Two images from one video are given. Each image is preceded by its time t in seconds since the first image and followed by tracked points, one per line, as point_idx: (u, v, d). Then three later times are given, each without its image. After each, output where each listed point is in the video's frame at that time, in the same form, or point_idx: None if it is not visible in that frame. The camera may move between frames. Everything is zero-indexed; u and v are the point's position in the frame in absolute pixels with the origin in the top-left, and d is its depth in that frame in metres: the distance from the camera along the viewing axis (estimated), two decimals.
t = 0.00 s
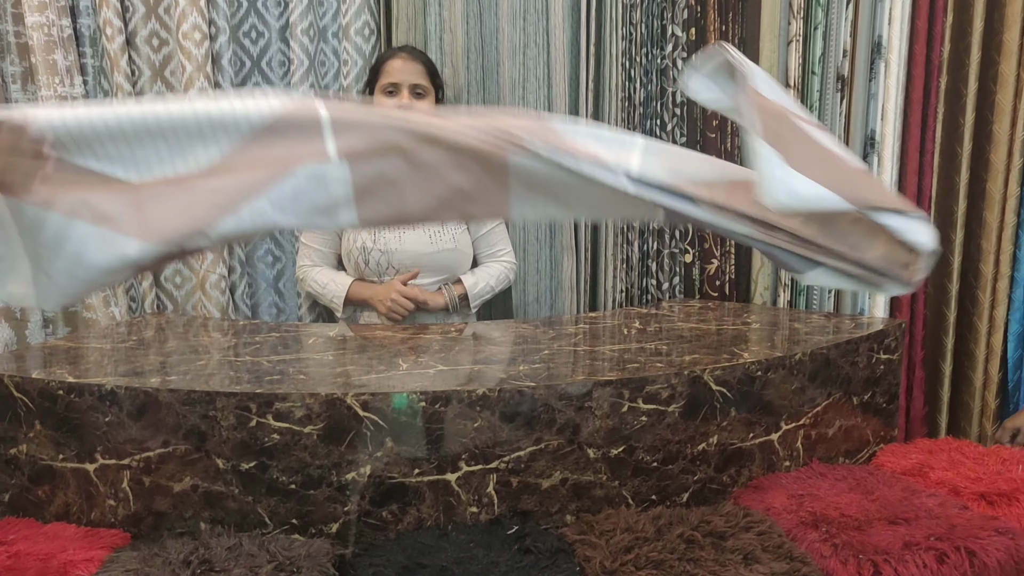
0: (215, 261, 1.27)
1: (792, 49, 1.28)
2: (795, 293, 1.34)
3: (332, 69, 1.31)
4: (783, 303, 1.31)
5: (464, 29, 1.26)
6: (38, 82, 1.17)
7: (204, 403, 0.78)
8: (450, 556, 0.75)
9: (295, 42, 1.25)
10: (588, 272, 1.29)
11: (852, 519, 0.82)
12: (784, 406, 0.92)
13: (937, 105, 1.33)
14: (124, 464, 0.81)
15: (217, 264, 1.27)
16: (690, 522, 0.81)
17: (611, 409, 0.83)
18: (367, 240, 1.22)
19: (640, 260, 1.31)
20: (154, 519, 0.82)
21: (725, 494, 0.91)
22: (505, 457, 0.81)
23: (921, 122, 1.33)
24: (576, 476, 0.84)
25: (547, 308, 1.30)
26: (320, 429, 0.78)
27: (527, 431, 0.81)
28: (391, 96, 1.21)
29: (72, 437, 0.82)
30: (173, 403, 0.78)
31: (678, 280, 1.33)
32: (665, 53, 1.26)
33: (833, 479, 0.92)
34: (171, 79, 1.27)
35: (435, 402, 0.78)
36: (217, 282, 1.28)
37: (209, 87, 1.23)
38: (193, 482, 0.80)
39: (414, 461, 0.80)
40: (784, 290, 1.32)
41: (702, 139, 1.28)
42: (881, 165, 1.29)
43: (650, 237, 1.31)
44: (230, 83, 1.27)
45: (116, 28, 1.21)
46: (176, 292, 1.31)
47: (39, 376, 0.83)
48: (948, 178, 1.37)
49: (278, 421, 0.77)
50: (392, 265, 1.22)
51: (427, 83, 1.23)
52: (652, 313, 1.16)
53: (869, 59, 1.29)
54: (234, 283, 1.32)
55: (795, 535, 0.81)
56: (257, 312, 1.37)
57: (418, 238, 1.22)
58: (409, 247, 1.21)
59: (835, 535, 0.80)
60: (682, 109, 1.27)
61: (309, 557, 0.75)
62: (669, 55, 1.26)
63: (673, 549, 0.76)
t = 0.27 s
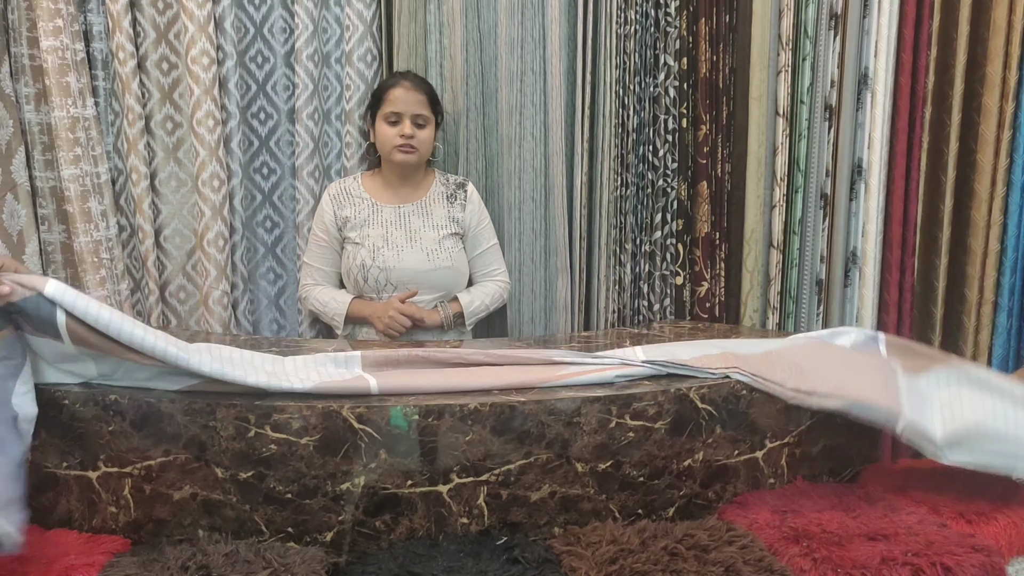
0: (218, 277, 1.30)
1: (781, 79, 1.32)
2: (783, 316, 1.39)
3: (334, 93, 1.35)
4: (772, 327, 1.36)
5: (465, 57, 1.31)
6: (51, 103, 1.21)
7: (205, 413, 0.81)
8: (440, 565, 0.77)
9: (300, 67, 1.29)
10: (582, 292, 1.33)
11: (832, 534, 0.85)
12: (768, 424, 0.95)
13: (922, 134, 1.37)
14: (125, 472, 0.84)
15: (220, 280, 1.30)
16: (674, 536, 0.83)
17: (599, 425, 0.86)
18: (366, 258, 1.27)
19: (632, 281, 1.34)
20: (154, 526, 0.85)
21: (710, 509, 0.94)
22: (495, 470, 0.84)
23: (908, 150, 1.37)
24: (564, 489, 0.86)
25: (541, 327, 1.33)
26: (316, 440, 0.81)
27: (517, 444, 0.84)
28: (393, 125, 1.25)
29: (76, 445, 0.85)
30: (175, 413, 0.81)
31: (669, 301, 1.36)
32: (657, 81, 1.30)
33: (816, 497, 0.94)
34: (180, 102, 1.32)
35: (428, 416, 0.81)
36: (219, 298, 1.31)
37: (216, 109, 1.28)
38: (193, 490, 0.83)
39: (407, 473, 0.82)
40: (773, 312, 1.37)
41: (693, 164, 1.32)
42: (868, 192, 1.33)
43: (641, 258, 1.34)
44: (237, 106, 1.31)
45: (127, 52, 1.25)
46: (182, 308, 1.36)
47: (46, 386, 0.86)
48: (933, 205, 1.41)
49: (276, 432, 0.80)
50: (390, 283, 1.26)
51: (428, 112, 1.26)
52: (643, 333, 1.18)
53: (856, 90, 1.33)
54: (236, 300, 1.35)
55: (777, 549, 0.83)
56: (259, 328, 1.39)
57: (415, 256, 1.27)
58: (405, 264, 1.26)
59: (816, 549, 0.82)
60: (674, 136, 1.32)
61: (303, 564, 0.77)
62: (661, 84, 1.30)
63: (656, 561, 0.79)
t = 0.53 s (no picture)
0: (216, 282, 1.32)
1: (771, 87, 1.34)
2: (775, 319, 1.40)
3: (332, 101, 1.38)
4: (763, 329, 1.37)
5: (461, 67, 1.33)
6: (57, 112, 1.23)
7: (205, 415, 0.83)
8: (437, 562, 0.79)
9: (298, 76, 1.32)
10: (577, 296, 1.35)
11: (821, 531, 0.86)
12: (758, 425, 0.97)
13: (910, 140, 1.39)
14: (127, 472, 0.85)
15: (218, 285, 1.32)
16: (666, 533, 0.85)
17: (592, 424, 0.88)
18: (364, 262, 1.26)
19: (626, 285, 1.36)
20: (155, 526, 0.86)
21: (701, 508, 0.95)
22: (490, 469, 0.86)
23: (896, 157, 1.40)
24: (558, 488, 0.88)
25: (536, 331, 1.35)
26: (314, 440, 0.82)
27: (511, 444, 0.86)
28: (391, 137, 1.26)
29: (79, 446, 0.86)
30: (177, 415, 0.83)
31: (662, 305, 1.38)
32: (650, 89, 1.33)
33: (805, 496, 0.96)
34: (181, 111, 1.35)
35: (424, 416, 0.83)
36: (218, 303, 1.32)
37: (215, 117, 1.30)
38: (193, 490, 0.84)
39: (403, 472, 0.84)
40: (764, 316, 1.39)
41: (685, 171, 1.36)
42: (857, 197, 1.36)
43: (634, 263, 1.37)
44: (236, 114, 1.34)
45: (130, 62, 1.27)
46: (182, 312, 1.37)
47: (49, 389, 0.87)
48: (921, 210, 1.44)
49: (275, 432, 0.82)
50: (387, 286, 1.26)
51: (426, 125, 1.27)
52: (637, 336, 1.20)
53: (844, 98, 1.36)
54: (234, 305, 1.37)
55: (766, 546, 0.85)
56: (257, 332, 1.41)
57: (412, 260, 1.26)
58: (402, 267, 1.25)
59: (804, 546, 0.84)
60: (666, 143, 1.34)
61: (302, 561, 0.79)
62: (654, 92, 1.33)
63: (648, 557, 0.80)
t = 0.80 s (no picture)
0: (213, 289, 1.32)
1: (762, 90, 1.36)
2: (769, 320, 1.43)
3: (328, 109, 1.40)
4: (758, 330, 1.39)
5: (456, 73, 1.35)
6: (56, 122, 1.24)
7: (204, 420, 0.83)
8: (435, 564, 0.79)
9: (294, 84, 1.33)
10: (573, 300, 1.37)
11: (816, 529, 0.87)
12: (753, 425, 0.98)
13: (900, 142, 1.41)
14: (127, 478, 0.86)
15: (215, 292, 1.33)
16: (662, 533, 0.86)
17: (588, 426, 0.89)
18: (364, 268, 1.27)
19: (621, 288, 1.38)
20: (156, 531, 0.87)
21: (698, 508, 0.96)
22: (487, 471, 0.86)
23: (886, 158, 1.42)
24: (554, 489, 0.89)
25: (532, 334, 1.36)
26: (313, 445, 0.83)
27: (508, 446, 0.86)
28: (384, 144, 1.27)
29: (80, 452, 0.87)
30: (176, 421, 0.84)
31: (657, 307, 1.39)
32: (642, 94, 1.35)
33: (800, 494, 0.97)
34: (178, 120, 1.35)
35: (421, 419, 0.84)
36: (215, 310, 1.33)
37: (211, 126, 1.31)
38: (193, 495, 0.85)
39: (401, 475, 0.85)
40: (758, 317, 1.41)
41: (678, 174, 1.37)
42: (848, 199, 1.37)
43: (629, 266, 1.38)
44: (232, 123, 1.35)
45: (127, 72, 1.29)
46: (180, 320, 1.38)
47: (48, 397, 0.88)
48: (912, 211, 1.45)
49: (273, 437, 0.83)
50: (388, 292, 1.26)
51: (417, 127, 1.28)
52: (632, 338, 1.21)
53: (834, 100, 1.38)
54: (232, 312, 1.38)
55: (762, 544, 0.86)
56: (255, 340, 1.42)
57: (412, 266, 1.27)
58: (402, 274, 1.26)
59: (799, 544, 0.84)
60: (659, 147, 1.36)
61: (302, 564, 0.79)
62: (646, 96, 1.34)
63: (644, 556, 0.81)
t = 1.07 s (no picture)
0: (213, 293, 1.33)
1: (760, 94, 1.37)
2: (767, 322, 1.43)
3: (330, 113, 1.41)
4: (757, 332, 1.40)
5: (457, 77, 1.35)
6: (59, 126, 1.25)
7: (207, 422, 0.84)
8: (437, 564, 0.80)
9: (296, 89, 1.34)
10: (572, 302, 1.37)
11: (816, 530, 0.88)
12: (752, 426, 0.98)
13: (898, 145, 1.42)
14: (130, 480, 0.87)
15: (215, 296, 1.33)
16: (663, 533, 0.86)
17: (589, 427, 0.89)
18: (369, 271, 1.28)
19: (621, 291, 1.38)
20: (159, 533, 0.87)
21: (698, 508, 0.97)
22: (489, 472, 0.87)
23: (884, 161, 1.43)
24: (556, 490, 0.89)
25: (532, 337, 1.37)
26: (315, 446, 0.83)
27: (509, 447, 0.87)
28: (386, 147, 1.28)
29: (83, 455, 0.87)
30: (179, 422, 0.84)
31: (657, 309, 1.40)
32: (641, 97, 1.36)
33: (800, 495, 0.97)
34: (179, 124, 1.36)
35: (423, 420, 0.85)
36: (215, 313, 1.34)
37: (211, 130, 1.32)
38: (196, 496, 0.86)
39: (403, 476, 0.85)
40: (757, 319, 1.41)
41: (677, 177, 1.38)
42: (846, 201, 1.38)
43: (629, 269, 1.38)
44: (232, 127, 1.36)
45: (128, 77, 1.30)
46: (181, 323, 1.38)
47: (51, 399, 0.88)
48: (910, 214, 1.46)
49: (276, 438, 0.83)
50: (392, 295, 1.27)
51: (417, 128, 1.28)
52: (632, 341, 1.21)
53: (831, 104, 1.39)
54: (232, 315, 1.38)
55: (762, 544, 0.86)
56: (256, 343, 1.43)
57: (416, 269, 1.27)
58: (407, 276, 1.27)
59: (800, 544, 0.85)
60: (658, 150, 1.37)
61: (304, 565, 0.80)
62: (644, 100, 1.35)
63: (645, 556, 0.82)
